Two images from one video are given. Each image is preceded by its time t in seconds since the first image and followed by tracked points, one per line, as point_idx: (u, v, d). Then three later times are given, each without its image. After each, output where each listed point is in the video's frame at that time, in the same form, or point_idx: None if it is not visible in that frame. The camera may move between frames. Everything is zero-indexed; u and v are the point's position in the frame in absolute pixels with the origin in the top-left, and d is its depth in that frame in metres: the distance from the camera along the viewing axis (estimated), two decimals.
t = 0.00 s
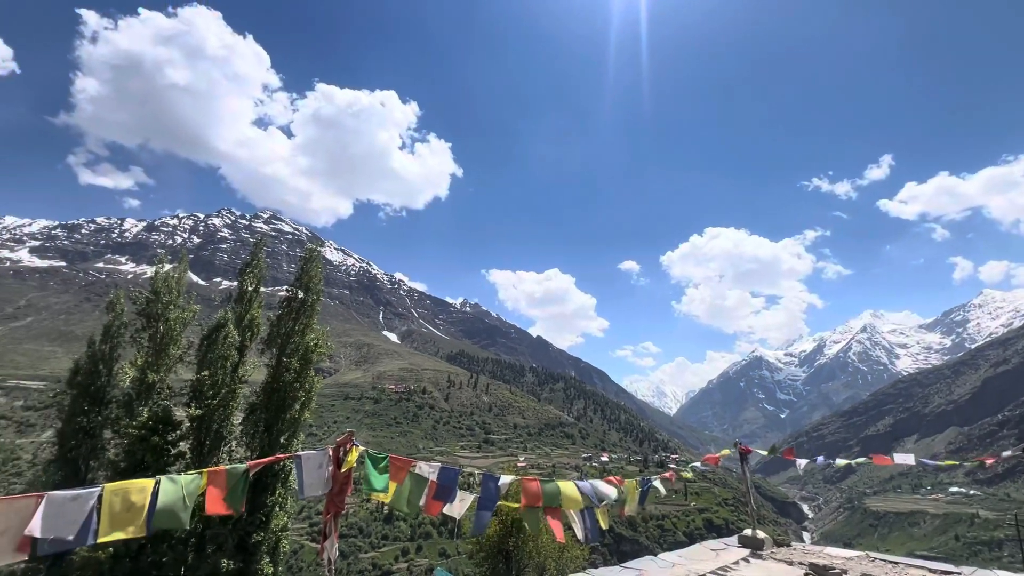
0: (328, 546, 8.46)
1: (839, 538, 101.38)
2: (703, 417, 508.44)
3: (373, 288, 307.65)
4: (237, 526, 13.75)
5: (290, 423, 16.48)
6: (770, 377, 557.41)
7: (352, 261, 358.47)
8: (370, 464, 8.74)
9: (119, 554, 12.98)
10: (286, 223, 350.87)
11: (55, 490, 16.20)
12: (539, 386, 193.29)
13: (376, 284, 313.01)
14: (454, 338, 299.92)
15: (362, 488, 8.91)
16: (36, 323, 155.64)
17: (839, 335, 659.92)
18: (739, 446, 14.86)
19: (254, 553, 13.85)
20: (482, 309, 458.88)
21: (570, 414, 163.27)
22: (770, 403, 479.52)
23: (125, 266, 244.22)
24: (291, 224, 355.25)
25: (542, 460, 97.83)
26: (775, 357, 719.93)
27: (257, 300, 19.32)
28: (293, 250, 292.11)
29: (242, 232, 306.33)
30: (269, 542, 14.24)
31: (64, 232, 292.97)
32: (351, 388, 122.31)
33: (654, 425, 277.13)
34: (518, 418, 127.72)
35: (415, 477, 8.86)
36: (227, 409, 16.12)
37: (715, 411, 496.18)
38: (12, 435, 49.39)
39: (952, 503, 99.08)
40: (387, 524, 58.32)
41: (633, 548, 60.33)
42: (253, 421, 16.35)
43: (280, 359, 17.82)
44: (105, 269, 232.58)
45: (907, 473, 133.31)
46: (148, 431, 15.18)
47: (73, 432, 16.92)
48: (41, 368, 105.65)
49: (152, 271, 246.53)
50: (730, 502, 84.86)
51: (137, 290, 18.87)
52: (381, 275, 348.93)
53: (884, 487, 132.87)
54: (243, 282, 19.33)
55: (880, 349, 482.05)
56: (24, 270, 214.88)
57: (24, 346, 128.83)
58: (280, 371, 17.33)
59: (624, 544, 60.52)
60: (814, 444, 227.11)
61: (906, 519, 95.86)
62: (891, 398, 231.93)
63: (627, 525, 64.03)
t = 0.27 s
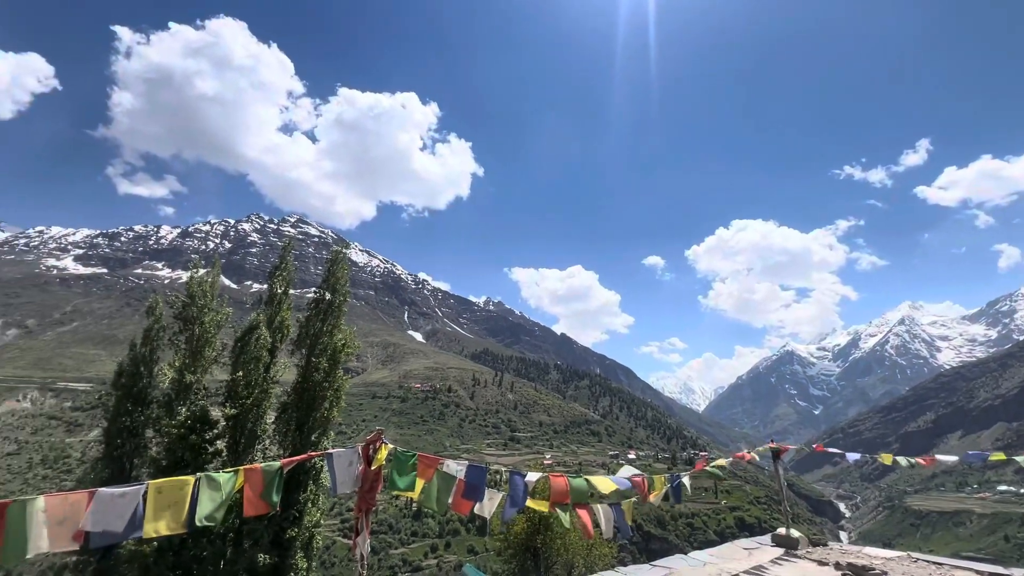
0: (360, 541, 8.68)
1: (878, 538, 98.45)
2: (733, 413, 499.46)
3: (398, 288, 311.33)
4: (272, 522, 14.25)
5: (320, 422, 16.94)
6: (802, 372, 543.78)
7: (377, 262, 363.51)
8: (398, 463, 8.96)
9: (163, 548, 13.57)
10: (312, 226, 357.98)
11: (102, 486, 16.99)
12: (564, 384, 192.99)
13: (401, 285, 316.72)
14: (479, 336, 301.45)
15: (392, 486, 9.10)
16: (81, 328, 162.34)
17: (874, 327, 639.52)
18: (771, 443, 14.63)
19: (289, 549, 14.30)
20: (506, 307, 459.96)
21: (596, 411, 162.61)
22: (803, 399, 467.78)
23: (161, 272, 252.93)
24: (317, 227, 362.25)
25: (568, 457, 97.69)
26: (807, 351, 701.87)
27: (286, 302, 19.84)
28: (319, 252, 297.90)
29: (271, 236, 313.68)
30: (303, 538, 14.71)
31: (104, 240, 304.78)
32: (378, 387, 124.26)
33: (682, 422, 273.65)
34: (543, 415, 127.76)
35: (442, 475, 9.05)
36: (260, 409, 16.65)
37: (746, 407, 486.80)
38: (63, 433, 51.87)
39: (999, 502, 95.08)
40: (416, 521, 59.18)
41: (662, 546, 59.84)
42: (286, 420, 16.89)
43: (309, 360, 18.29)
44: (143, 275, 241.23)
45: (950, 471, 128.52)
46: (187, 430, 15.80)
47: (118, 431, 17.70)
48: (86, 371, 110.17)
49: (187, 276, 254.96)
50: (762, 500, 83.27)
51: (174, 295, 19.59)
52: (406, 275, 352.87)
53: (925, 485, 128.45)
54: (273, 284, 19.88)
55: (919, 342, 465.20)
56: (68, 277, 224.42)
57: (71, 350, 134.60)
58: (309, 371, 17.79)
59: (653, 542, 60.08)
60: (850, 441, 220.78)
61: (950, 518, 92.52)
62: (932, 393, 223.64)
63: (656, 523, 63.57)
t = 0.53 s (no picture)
0: (398, 536, 8.78)
1: (929, 539, 94.46)
2: (771, 409, 486.79)
3: (427, 288, 314.95)
4: (311, 517, 14.82)
5: (354, 421, 17.44)
6: (843, 366, 525.63)
7: (406, 263, 368.67)
8: (432, 460, 9.11)
9: (210, 542, 14.16)
10: (343, 229, 365.57)
11: (153, 483, 17.88)
12: (594, 381, 191.94)
13: (430, 285, 320.32)
14: (508, 335, 302.28)
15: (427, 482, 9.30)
16: (130, 332, 169.93)
17: (920, 319, 612.45)
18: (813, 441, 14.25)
19: (328, 545, 14.76)
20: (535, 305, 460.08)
21: (627, 408, 161.08)
22: (844, 394, 451.73)
23: (202, 278, 262.68)
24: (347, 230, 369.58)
25: (599, 455, 97.17)
26: (848, 345, 677.75)
27: (319, 303, 20.36)
28: (350, 254, 304.11)
29: (303, 240, 321.72)
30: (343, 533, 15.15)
31: (149, 248, 318.42)
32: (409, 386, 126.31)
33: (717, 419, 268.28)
34: (574, 413, 127.33)
35: (475, 473, 9.28)
36: (298, 408, 17.23)
37: (784, 403, 473.67)
38: (115, 433, 54.53)
39: None
40: (449, 518, 59.96)
41: (698, 545, 58.92)
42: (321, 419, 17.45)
43: (343, 360, 18.74)
44: (185, 281, 251.02)
45: (1006, 469, 122.21)
46: (229, 429, 16.51)
47: (167, 430, 18.59)
48: (136, 373, 115.49)
49: (225, 281, 264.08)
50: (802, 499, 81.00)
51: (215, 299, 20.46)
52: (434, 275, 356.84)
53: (979, 484, 122.50)
54: (307, 287, 20.50)
55: (970, 334, 443.37)
56: (117, 284, 235.24)
57: (122, 353, 141.10)
58: (342, 370, 18.30)
59: (689, 541, 59.30)
60: (897, 438, 212.25)
61: (1007, 520, 87.96)
62: (985, 387, 212.85)
63: (692, 522, 62.77)
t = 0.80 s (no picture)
0: (438, 532, 8.97)
1: (991, 542, 89.45)
2: (816, 405, 470.56)
3: (459, 288, 317.88)
4: (353, 513, 15.32)
5: (391, 419, 17.94)
6: (893, 360, 502.59)
7: (438, 263, 372.97)
8: (470, 456, 9.27)
9: (258, 535, 14.78)
10: (376, 232, 372.74)
11: (205, 480, 18.76)
12: (629, 378, 189.79)
13: (462, 284, 323.16)
14: (540, 333, 302.26)
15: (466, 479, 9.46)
16: (180, 336, 178.12)
17: (977, 309, 579.06)
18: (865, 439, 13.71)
19: (369, 540, 15.25)
20: (567, 303, 458.07)
21: (663, 405, 158.65)
22: (894, 388, 431.92)
23: (245, 283, 272.83)
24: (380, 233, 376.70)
25: (635, 452, 96.15)
26: (898, 337, 647.40)
27: (355, 305, 20.95)
28: (383, 256, 309.87)
29: (338, 244, 329.84)
30: (383, 529, 15.62)
31: (195, 256, 332.64)
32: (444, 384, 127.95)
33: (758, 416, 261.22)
34: (609, 410, 126.31)
35: (513, 469, 9.44)
36: (337, 407, 17.80)
37: (830, 399, 456.51)
38: (170, 432, 57.41)
39: None
40: (486, 515, 60.50)
41: (741, 545, 57.68)
42: (360, 418, 18.02)
43: (379, 359, 19.26)
44: (229, 286, 261.30)
45: None
46: (274, 428, 17.16)
47: (217, 430, 19.48)
48: (186, 375, 121.12)
49: (266, 285, 273.55)
50: (851, 498, 78.08)
51: (258, 303, 21.29)
52: (466, 275, 359.80)
53: None
54: (343, 290, 21.10)
55: None
56: (167, 291, 246.90)
57: (173, 356, 148.14)
58: (379, 370, 18.79)
59: (732, 541, 58.10)
60: (954, 435, 201.60)
61: None
62: None
63: (734, 521, 61.53)
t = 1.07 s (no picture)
0: (481, 530, 9.08)
1: None
2: (869, 400, 449.68)
3: (493, 287, 319.68)
4: (395, 509, 15.75)
5: (430, 417, 18.35)
6: (954, 352, 474.37)
7: (472, 263, 376.10)
8: (512, 454, 9.39)
9: (307, 529, 15.40)
10: (411, 234, 379.00)
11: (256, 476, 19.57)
12: (668, 374, 186.48)
13: (496, 283, 324.84)
14: (576, 330, 300.64)
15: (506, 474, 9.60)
16: (229, 340, 186.20)
17: None
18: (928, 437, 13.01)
19: (412, 535, 15.66)
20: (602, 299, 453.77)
21: (705, 402, 155.16)
22: (955, 382, 407.63)
23: (288, 287, 282.65)
24: (415, 234, 382.70)
25: (676, 450, 94.48)
26: (958, 328, 610.68)
27: (392, 306, 21.43)
28: (419, 257, 314.88)
29: (375, 247, 337.23)
30: (424, 525, 16.01)
31: (241, 263, 346.86)
32: (481, 383, 129.08)
33: (806, 412, 251.97)
34: (648, 407, 124.53)
35: (554, 466, 9.52)
36: (378, 405, 18.32)
37: (884, 393, 435.41)
38: (223, 430, 60.25)
39: None
40: (526, 512, 60.69)
41: (791, 547, 55.88)
42: (401, 416, 18.49)
43: (417, 359, 19.69)
44: (273, 291, 271.28)
45: None
46: (319, 427, 17.76)
47: (265, 428, 20.29)
48: (236, 377, 126.71)
49: (308, 289, 282.29)
50: (910, 499, 74.32)
51: (301, 307, 22.05)
52: (500, 274, 361.52)
53: None
54: (380, 292, 21.63)
55: None
56: (217, 296, 258.44)
57: (224, 359, 155.07)
58: (417, 369, 19.20)
59: (780, 543, 56.45)
60: None
61: None
62: None
63: (782, 522, 59.84)
